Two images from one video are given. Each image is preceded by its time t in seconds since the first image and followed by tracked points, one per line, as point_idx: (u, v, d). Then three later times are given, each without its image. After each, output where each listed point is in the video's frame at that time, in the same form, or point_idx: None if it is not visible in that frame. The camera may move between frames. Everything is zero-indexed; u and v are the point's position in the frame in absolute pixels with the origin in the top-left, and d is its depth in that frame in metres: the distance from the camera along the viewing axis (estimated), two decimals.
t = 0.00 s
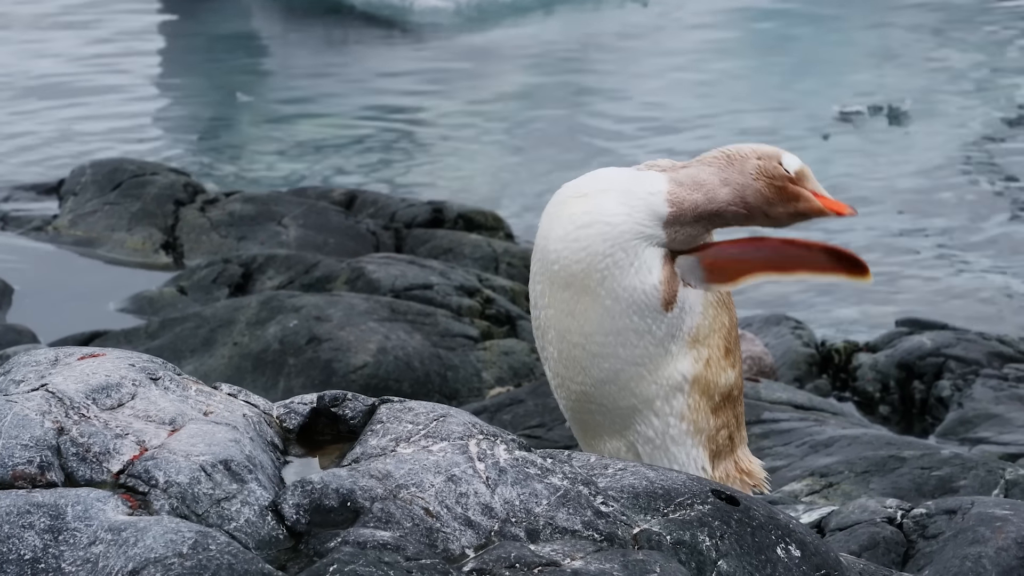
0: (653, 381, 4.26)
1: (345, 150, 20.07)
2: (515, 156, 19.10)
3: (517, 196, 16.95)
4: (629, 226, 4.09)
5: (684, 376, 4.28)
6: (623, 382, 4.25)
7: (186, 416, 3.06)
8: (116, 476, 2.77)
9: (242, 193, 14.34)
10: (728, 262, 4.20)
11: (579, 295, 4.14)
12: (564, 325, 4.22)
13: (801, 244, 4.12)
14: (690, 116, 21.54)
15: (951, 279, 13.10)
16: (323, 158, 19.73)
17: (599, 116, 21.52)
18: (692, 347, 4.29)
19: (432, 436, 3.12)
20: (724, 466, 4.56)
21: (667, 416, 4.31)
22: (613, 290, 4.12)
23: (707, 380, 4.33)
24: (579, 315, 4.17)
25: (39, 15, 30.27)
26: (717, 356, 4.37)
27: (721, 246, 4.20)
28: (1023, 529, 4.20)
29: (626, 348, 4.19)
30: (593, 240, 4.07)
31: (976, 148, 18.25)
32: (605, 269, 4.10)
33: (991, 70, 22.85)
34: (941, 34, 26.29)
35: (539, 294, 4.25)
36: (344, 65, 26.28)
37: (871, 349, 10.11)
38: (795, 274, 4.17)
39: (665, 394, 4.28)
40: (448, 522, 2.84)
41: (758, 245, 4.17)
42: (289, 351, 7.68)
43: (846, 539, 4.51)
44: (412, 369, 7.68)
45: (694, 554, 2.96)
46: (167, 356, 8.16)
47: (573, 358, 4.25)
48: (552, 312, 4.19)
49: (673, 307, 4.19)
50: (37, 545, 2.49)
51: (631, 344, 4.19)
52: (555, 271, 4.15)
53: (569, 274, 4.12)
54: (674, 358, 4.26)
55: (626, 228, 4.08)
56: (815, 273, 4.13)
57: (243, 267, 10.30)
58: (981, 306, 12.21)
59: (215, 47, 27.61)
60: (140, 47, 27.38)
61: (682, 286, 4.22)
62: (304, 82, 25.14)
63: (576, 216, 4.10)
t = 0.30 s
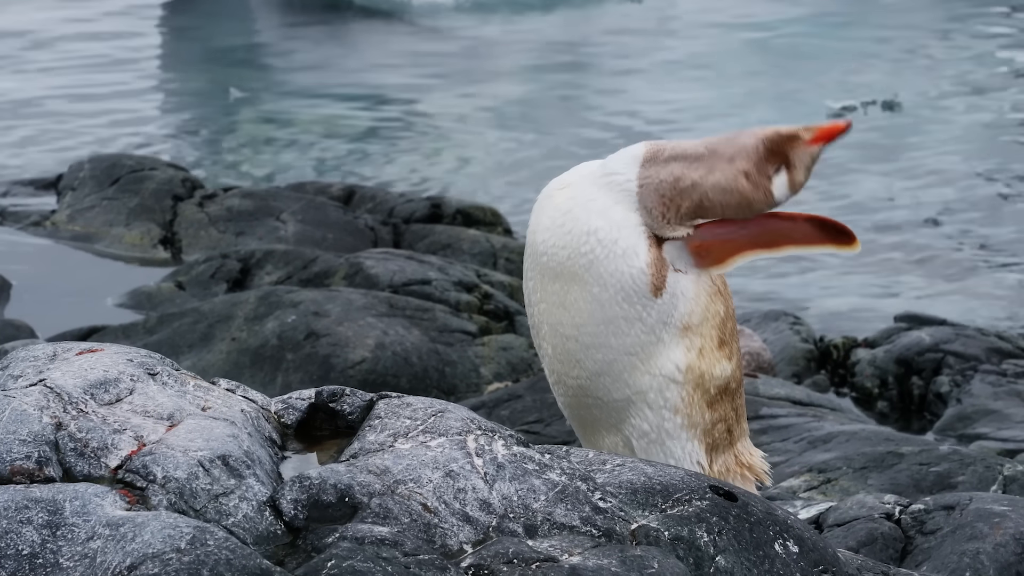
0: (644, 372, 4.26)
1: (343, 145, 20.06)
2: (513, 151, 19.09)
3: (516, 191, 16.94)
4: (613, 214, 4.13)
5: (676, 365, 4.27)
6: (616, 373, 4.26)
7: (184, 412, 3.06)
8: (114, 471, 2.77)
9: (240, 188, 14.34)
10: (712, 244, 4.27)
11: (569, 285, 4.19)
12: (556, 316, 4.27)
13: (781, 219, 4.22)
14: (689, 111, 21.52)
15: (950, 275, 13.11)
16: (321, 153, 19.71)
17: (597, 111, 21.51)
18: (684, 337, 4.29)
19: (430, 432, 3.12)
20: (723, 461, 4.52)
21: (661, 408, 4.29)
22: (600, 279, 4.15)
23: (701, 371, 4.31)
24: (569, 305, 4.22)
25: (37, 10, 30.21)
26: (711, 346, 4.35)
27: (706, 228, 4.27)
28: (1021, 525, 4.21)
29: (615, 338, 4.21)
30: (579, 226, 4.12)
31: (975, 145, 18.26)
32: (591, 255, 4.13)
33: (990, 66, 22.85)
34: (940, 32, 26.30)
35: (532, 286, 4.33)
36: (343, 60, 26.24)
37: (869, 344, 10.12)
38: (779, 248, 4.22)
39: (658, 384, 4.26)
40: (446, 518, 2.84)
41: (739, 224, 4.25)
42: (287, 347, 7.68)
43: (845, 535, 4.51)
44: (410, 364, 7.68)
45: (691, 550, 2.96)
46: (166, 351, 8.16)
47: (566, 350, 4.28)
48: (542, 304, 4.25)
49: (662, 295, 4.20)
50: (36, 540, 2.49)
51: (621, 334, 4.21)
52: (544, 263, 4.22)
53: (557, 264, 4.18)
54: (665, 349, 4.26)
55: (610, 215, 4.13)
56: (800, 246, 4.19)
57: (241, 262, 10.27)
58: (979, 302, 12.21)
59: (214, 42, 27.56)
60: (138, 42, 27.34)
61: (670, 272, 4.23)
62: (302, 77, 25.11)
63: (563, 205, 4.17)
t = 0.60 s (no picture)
0: (644, 369, 4.27)
1: (342, 141, 20.04)
2: (513, 147, 19.07)
3: (515, 187, 16.92)
4: (610, 209, 4.21)
5: (676, 362, 4.26)
6: (616, 370, 4.28)
7: (182, 408, 3.05)
8: (113, 468, 2.77)
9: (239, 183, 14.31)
10: (714, 261, 4.19)
11: (567, 281, 4.25)
12: (556, 314, 4.32)
13: (785, 268, 4.05)
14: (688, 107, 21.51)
15: (949, 272, 13.12)
16: (320, 149, 19.69)
17: (597, 107, 21.49)
18: (684, 333, 4.28)
19: (428, 429, 3.12)
20: (725, 459, 4.51)
21: (662, 405, 4.29)
22: (598, 275, 4.20)
23: (702, 368, 4.30)
24: (568, 301, 4.27)
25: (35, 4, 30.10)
26: (712, 343, 4.34)
27: (709, 246, 4.18)
28: (1019, 523, 4.21)
29: (614, 334, 4.24)
30: (576, 224, 4.20)
31: (974, 142, 18.27)
32: (588, 251, 4.20)
33: (989, 64, 22.86)
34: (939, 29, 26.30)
35: (533, 285, 4.38)
36: (342, 56, 26.20)
37: (868, 341, 10.12)
38: (774, 292, 4.12)
39: (659, 382, 4.26)
40: (444, 515, 2.84)
41: (744, 255, 4.10)
42: (286, 343, 7.68)
43: (843, 532, 4.51)
44: (409, 361, 7.68)
45: (690, 547, 2.96)
46: (165, 348, 8.16)
47: (567, 348, 4.32)
48: (542, 302, 4.32)
49: (658, 289, 4.21)
50: (35, 536, 2.49)
51: (620, 330, 4.24)
52: (543, 261, 4.30)
53: (556, 260, 4.25)
54: (665, 345, 4.26)
55: (607, 210, 4.20)
56: (794, 298, 4.06)
57: (241, 258, 10.25)
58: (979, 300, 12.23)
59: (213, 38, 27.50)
60: (136, 37, 27.29)
61: (667, 269, 4.24)
62: (301, 72, 25.07)
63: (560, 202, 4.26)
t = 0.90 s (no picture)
0: (647, 367, 4.26)
1: (341, 142, 20.04)
2: (512, 148, 19.07)
3: (513, 188, 16.93)
4: (616, 204, 4.22)
5: (680, 361, 4.26)
6: (620, 368, 4.27)
7: (182, 408, 3.05)
8: (112, 467, 2.77)
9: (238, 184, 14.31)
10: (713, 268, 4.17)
11: (572, 276, 4.25)
12: (560, 310, 4.31)
13: (776, 294, 4.07)
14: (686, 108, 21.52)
15: (946, 272, 13.13)
16: (319, 149, 19.69)
17: (595, 108, 21.50)
18: (689, 330, 4.28)
19: (428, 428, 3.12)
20: (726, 458, 4.53)
21: (665, 404, 4.29)
22: (603, 270, 4.21)
23: (705, 367, 4.30)
24: (572, 297, 4.27)
25: (34, 6, 30.07)
26: (715, 341, 4.34)
27: (710, 253, 4.14)
28: (1018, 522, 4.22)
29: (618, 330, 4.23)
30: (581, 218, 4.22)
31: (972, 143, 18.29)
32: (593, 246, 4.20)
33: (987, 65, 22.89)
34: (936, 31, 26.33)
35: (537, 281, 4.38)
36: (341, 57, 26.22)
37: (865, 341, 10.13)
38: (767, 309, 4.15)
39: (664, 379, 4.26)
40: (443, 515, 2.84)
41: (740, 272, 4.10)
42: (285, 343, 7.69)
43: (843, 531, 4.51)
44: (407, 361, 7.67)
45: (689, 547, 2.96)
46: (164, 347, 8.16)
47: (571, 345, 4.32)
48: (547, 298, 4.31)
49: (662, 284, 4.20)
50: (34, 536, 2.49)
51: (625, 327, 4.23)
52: (548, 255, 4.30)
53: (561, 255, 4.26)
54: (670, 343, 4.26)
55: (612, 206, 4.22)
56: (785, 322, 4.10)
57: (240, 258, 10.25)
58: (976, 300, 12.24)
59: (211, 39, 27.50)
60: (135, 39, 27.29)
61: (671, 267, 4.23)
62: (299, 74, 25.07)
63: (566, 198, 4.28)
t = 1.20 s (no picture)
0: (646, 367, 4.26)
1: (342, 142, 20.04)
2: (512, 148, 19.07)
3: (514, 188, 16.92)
4: (612, 203, 4.22)
5: (679, 361, 4.25)
6: (619, 367, 4.27)
7: (181, 409, 3.05)
8: (111, 468, 2.77)
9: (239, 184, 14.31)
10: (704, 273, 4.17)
11: (569, 275, 4.25)
12: (558, 310, 4.31)
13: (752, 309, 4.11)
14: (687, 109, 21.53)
15: (947, 272, 13.12)
16: (320, 150, 19.70)
17: (596, 108, 21.50)
18: (687, 328, 4.28)
19: (427, 429, 3.11)
20: (728, 458, 4.52)
21: (666, 403, 4.29)
22: (600, 269, 4.20)
23: (705, 365, 4.30)
24: (569, 296, 4.26)
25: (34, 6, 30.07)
26: (715, 339, 4.34)
27: (699, 260, 4.14)
28: (1018, 523, 4.22)
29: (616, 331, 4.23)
30: (575, 217, 4.22)
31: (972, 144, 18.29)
32: (588, 244, 4.20)
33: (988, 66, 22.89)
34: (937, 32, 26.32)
35: (534, 281, 4.39)
36: (341, 57, 26.22)
37: (866, 342, 10.13)
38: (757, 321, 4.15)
39: (663, 378, 4.26)
40: (443, 516, 2.84)
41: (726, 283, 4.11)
42: (284, 343, 7.69)
43: (842, 533, 4.51)
44: (407, 362, 7.68)
45: (689, 547, 2.96)
46: (163, 348, 8.16)
47: (569, 345, 4.32)
48: (544, 298, 4.31)
49: (659, 281, 4.21)
50: (33, 536, 2.49)
51: (623, 326, 4.23)
52: (545, 254, 4.30)
53: (556, 253, 4.27)
54: (669, 342, 4.25)
55: (608, 204, 4.22)
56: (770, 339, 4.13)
57: (239, 259, 10.25)
58: (977, 300, 12.23)
59: (212, 39, 27.50)
60: (135, 39, 27.31)
61: (667, 266, 4.24)
62: (300, 74, 25.06)
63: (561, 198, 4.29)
